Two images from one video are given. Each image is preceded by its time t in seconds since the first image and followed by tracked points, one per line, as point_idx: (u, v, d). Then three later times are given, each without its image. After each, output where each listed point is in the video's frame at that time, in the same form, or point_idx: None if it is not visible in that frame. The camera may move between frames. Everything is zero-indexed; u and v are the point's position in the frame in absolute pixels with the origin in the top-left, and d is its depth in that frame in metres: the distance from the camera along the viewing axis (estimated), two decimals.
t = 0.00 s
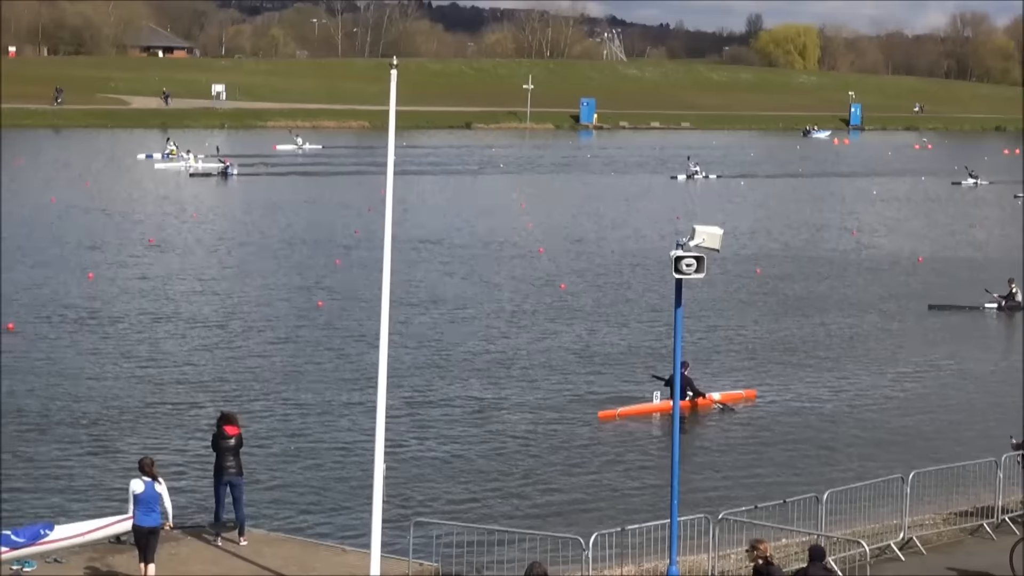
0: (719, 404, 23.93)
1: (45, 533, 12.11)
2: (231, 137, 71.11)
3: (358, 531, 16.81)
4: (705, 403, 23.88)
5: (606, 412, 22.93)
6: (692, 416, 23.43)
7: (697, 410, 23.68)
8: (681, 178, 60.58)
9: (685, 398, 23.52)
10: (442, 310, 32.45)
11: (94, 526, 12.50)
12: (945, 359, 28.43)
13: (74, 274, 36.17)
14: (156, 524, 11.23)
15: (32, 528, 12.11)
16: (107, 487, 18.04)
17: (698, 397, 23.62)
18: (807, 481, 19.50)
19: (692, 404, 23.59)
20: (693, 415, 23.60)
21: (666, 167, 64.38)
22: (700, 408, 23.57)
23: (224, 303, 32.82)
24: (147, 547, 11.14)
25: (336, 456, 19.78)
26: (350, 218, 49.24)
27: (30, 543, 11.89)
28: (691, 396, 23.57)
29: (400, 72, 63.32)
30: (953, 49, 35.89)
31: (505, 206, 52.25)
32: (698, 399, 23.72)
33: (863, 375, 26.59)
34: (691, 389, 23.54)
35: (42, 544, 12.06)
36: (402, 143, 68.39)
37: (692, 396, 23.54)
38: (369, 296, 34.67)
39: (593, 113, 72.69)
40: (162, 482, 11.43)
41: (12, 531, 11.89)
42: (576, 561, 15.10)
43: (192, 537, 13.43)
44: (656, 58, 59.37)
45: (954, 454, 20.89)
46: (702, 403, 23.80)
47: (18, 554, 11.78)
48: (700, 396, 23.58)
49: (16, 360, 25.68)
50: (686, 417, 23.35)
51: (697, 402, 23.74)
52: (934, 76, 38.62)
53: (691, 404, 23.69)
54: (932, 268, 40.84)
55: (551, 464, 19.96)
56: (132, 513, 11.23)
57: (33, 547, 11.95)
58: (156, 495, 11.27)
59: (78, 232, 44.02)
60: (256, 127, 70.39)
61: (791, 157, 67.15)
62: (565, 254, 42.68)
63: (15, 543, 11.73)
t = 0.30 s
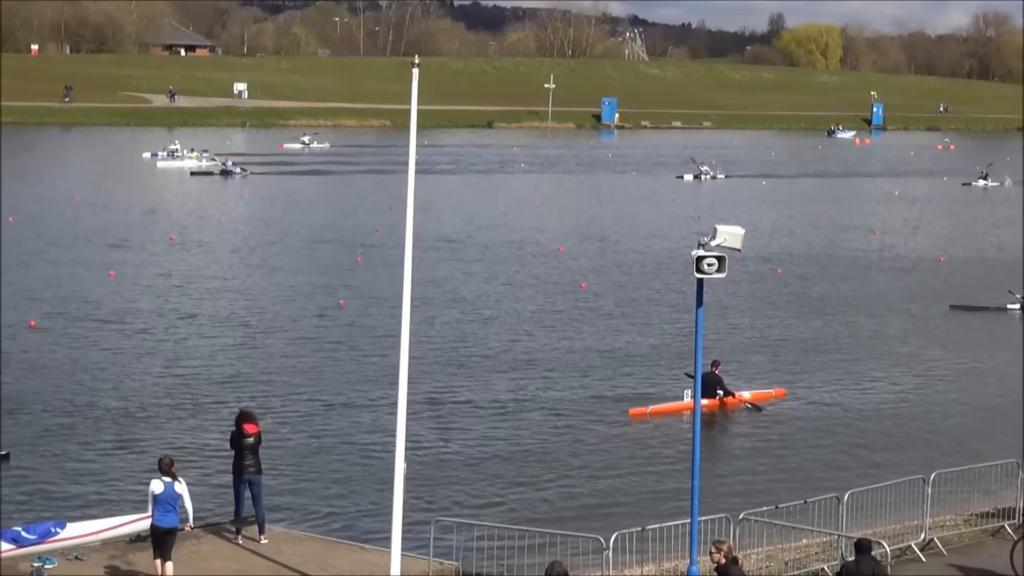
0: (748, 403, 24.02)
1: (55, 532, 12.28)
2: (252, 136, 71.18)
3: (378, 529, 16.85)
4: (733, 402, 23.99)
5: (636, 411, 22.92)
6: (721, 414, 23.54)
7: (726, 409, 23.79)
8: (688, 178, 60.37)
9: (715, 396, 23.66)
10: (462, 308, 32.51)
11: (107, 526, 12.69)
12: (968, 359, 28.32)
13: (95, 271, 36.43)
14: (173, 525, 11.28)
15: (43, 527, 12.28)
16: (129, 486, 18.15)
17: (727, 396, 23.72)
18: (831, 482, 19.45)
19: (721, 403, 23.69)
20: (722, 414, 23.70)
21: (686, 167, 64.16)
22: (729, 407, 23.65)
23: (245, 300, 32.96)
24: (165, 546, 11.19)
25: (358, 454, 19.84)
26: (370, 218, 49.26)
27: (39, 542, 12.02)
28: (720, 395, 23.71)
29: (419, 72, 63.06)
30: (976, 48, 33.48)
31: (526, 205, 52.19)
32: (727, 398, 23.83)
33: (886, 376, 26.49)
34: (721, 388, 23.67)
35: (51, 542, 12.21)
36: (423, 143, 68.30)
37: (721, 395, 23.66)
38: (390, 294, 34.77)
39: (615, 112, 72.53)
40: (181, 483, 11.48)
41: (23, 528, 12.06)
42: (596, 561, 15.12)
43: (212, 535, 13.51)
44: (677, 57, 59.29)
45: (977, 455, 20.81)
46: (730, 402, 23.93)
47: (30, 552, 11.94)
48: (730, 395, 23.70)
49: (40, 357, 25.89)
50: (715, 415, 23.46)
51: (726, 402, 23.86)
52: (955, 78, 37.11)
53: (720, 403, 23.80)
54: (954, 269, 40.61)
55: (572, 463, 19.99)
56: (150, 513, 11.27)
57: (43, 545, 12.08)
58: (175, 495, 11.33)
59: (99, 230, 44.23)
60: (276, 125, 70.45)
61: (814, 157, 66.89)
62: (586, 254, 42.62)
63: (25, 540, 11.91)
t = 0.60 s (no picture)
0: (775, 402, 23.99)
1: (62, 531, 12.46)
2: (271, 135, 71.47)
3: (397, 529, 16.93)
4: (761, 400, 24.00)
5: (665, 408, 23.13)
6: (748, 412, 23.58)
7: (753, 407, 23.79)
8: (694, 178, 60.21)
9: (742, 395, 23.72)
10: (481, 308, 32.58)
11: (120, 524, 12.88)
12: (988, 359, 28.24)
13: (114, 271, 36.64)
14: (187, 524, 11.42)
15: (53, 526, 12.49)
16: (149, 484, 18.27)
17: (755, 395, 23.74)
18: (851, 481, 19.42)
19: (748, 401, 23.71)
20: (749, 413, 23.70)
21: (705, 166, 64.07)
22: (755, 405, 23.66)
23: (263, 300, 33.09)
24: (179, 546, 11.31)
25: (377, 454, 19.92)
26: (388, 217, 49.35)
27: (44, 541, 12.25)
28: (748, 394, 23.74)
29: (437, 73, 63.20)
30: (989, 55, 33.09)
31: (544, 205, 52.22)
32: (754, 397, 23.85)
33: (906, 375, 26.41)
34: (748, 387, 23.71)
35: (59, 541, 12.39)
36: (441, 142, 68.39)
37: (748, 394, 23.70)
38: (409, 294, 34.87)
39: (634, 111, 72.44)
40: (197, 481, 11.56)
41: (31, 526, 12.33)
42: (615, 560, 15.17)
43: (231, 534, 13.60)
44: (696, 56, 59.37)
45: (998, 455, 20.77)
46: (758, 400, 23.93)
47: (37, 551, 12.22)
48: (757, 394, 23.71)
49: (60, 356, 26.09)
50: (742, 413, 23.49)
51: (754, 400, 23.87)
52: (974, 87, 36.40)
53: (748, 401, 23.82)
54: (974, 269, 40.40)
55: (591, 463, 20.02)
56: (165, 512, 11.39)
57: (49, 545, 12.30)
58: (190, 495, 11.41)
59: (117, 229, 44.43)
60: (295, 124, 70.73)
61: (833, 156, 66.70)
62: (604, 253, 42.64)
63: (31, 538, 12.19)
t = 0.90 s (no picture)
0: (804, 399, 24.15)
1: (63, 530, 12.10)
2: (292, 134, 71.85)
3: (417, 528, 17.04)
4: (791, 399, 24.24)
5: (697, 406, 23.39)
6: (778, 410, 23.88)
7: (783, 405, 24.07)
8: (698, 178, 59.82)
9: (772, 393, 24.03)
10: (501, 307, 32.73)
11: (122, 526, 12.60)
12: (1009, 359, 28.17)
13: (134, 269, 36.93)
14: (194, 525, 11.47)
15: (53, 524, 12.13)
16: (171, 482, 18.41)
17: (784, 393, 24.02)
18: (872, 481, 19.41)
19: (778, 399, 24.01)
20: (779, 410, 24.00)
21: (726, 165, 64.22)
22: (785, 403, 23.95)
23: (284, 298, 33.29)
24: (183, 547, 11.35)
25: (398, 452, 20.05)
26: (411, 215, 49.80)
27: (45, 538, 11.86)
28: (777, 392, 24.03)
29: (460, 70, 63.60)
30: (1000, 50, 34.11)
31: (565, 203, 52.56)
32: (785, 395, 24.10)
33: (928, 375, 26.36)
34: (777, 385, 24.03)
35: (59, 540, 12.00)
36: (462, 140, 68.69)
37: (777, 393, 24.00)
38: (429, 292, 35.03)
39: (654, 110, 72.58)
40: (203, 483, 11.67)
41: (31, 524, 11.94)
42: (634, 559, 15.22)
43: (250, 533, 13.68)
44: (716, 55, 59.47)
45: (1018, 455, 20.74)
46: (788, 398, 24.17)
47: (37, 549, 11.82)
48: (787, 392, 24.00)
49: (83, 355, 26.31)
50: (771, 411, 23.80)
51: (784, 398, 24.16)
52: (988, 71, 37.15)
53: (778, 399, 24.11)
54: (996, 268, 40.29)
55: (610, 462, 20.09)
56: (173, 513, 11.47)
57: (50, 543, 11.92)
58: (196, 495, 11.50)
59: (143, 227, 44.84)
60: (316, 122, 71.18)
61: (854, 154, 66.74)
62: (624, 252, 42.73)
63: (31, 536, 11.81)
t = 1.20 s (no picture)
0: (827, 398, 24.31)
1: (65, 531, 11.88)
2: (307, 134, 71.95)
3: (434, 526, 17.12)
4: (813, 397, 24.32)
5: (723, 405, 23.49)
6: (801, 408, 23.90)
7: (806, 403, 24.13)
8: (704, 175, 59.97)
9: (795, 391, 24.04)
10: (518, 305, 32.82)
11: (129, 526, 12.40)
12: None
13: (150, 267, 37.11)
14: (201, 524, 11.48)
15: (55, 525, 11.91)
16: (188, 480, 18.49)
17: (807, 391, 24.06)
18: (890, 480, 19.38)
19: (801, 397, 24.04)
20: (802, 408, 24.04)
21: (742, 163, 64.16)
22: (808, 401, 24.00)
23: (300, 297, 33.42)
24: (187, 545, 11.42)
25: (415, 450, 20.14)
26: (426, 213, 49.94)
27: (46, 539, 11.67)
28: (800, 390, 24.05)
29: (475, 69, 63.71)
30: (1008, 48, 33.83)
31: (581, 201, 52.63)
32: (807, 393, 24.19)
33: (946, 373, 26.29)
34: (800, 383, 24.03)
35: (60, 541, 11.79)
36: (478, 139, 68.70)
37: (800, 390, 24.02)
38: (445, 290, 35.13)
39: (670, 108, 72.47)
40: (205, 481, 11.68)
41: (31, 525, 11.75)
42: (650, 558, 15.25)
43: (267, 532, 13.77)
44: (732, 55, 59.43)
45: None
46: (811, 397, 24.24)
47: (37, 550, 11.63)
48: (810, 390, 24.05)
49: (101, 353, 26.47)
50: (795, 409, 23.81)
51: (807, 397, 24.20)
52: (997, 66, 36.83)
53: (800, 397, 24.14)
54: (1015, 266, 40.19)
55: (626, 461, 20.14)
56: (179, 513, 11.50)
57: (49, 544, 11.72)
58: (200, 494, 11.53)
59: (160, 226, 45.03)
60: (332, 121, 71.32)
61: (871, 153, 66.60)
62: (639, 251, 42.70)
63: (31, 537, 11.61)
